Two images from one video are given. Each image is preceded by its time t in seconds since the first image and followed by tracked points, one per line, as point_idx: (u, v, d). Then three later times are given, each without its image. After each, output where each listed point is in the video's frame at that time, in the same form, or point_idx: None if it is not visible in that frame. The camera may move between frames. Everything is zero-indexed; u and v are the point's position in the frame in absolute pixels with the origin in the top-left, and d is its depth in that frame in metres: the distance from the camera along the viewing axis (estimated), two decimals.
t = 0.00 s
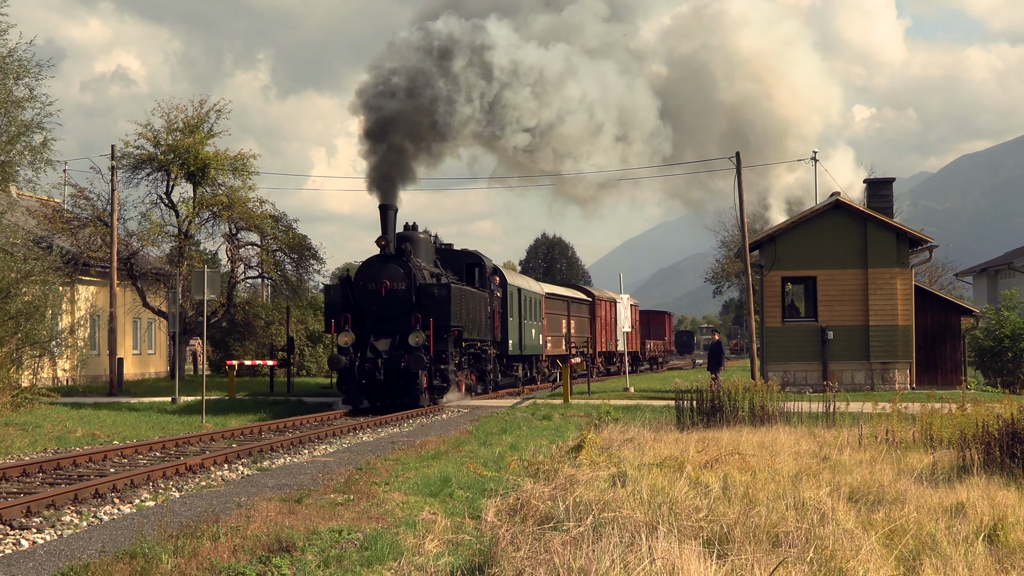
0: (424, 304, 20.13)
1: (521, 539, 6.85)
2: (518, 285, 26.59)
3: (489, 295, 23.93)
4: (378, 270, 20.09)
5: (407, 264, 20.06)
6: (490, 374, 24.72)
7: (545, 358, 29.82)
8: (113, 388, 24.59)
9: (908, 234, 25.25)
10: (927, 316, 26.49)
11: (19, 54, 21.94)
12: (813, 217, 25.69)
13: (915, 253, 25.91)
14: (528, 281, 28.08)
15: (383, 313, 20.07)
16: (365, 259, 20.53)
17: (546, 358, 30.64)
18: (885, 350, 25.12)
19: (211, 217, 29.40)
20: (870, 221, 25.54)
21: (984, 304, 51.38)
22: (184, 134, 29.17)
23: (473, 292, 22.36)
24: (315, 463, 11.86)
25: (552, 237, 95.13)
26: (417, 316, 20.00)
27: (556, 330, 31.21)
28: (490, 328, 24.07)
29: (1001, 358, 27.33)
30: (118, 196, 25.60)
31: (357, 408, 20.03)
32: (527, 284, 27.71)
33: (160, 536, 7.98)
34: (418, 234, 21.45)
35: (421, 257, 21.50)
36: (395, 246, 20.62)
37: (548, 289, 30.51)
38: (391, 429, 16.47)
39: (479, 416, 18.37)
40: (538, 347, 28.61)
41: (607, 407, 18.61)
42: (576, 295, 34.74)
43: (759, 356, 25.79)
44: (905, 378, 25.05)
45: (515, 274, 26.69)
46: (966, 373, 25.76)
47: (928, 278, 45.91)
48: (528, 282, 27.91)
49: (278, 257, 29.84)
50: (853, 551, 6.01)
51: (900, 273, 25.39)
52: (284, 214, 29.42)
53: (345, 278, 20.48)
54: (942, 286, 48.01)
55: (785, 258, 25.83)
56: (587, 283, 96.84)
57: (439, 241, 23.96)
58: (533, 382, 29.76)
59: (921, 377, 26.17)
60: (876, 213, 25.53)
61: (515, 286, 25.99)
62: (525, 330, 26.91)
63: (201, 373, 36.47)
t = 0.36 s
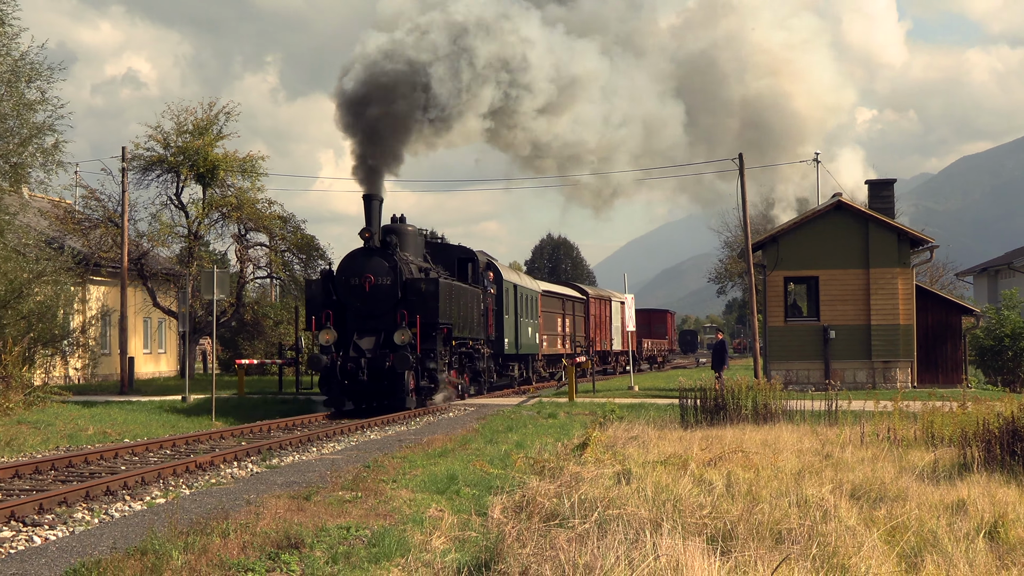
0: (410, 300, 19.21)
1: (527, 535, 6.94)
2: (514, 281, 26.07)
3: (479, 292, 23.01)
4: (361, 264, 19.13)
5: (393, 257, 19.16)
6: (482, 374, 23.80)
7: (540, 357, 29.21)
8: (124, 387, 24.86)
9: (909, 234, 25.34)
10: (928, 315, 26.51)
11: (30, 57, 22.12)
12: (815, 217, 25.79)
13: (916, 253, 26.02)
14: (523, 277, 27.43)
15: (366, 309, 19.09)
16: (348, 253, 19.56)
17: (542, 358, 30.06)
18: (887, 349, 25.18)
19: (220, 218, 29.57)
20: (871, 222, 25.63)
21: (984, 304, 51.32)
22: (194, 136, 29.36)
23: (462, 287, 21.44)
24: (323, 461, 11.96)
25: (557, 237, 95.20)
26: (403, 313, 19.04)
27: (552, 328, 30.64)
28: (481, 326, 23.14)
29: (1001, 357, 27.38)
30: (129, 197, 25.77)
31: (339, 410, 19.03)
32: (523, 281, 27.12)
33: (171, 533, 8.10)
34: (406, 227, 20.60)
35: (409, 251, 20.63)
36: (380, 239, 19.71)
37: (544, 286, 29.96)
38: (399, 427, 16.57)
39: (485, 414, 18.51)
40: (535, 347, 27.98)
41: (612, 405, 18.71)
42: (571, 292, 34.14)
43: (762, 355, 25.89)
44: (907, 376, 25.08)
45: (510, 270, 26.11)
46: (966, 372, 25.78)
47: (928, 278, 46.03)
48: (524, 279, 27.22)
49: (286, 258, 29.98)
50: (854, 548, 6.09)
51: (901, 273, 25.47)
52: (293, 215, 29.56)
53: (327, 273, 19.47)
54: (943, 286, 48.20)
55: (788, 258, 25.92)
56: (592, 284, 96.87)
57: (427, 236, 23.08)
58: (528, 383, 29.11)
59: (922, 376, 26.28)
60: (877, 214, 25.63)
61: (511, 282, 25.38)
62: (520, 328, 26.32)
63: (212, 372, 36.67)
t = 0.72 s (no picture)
0: (401, 296, 17.86)
1: (539, 532, 7.04)
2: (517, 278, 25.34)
3: (478, 287, 21.67)
4: (349, 257, 17.82)
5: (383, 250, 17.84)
6: (482, 374, 22.61)
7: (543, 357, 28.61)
8: (142, 384, 25.08)
9: (918, 235, 25.35)
10: (936, 314, 26.54)
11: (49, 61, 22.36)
12: (825, 218, 25.78)
13: (924, 254, 26.04)
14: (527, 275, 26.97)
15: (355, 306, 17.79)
16: (335, 245, 18.23)
17: (545, 357, 29.52)
18: (896, 348, 25.18)
19: (236, 219, 29.79)
20: (880, 223, 25.63)
21: (992, 304, 51.15)
22: (211, 138, 29.59)
23: (459, 282, 20.07)
24: (338, 459, 12.09)
25: (570, 238, 95.31)
26: (394, 309, 17.74)
27: (555, 327, 30.15)
28: (480, 323, 21.86)
29: (1010, 356, 27.33)
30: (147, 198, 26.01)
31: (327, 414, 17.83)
32: (526, 279, 26.55)
33: (188, 529, 8.24)
34: (399, 218, 19.27)
35: (401, 243, 19.31)
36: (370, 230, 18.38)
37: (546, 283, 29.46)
38: (413, 425, 16.73)
39: (499, 412, 18.62)
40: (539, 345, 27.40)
41: (623, 403, 18.78)
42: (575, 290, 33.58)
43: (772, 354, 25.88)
44: (916, 375, 25.08)
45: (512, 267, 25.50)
46: (974, 369, 25.80)
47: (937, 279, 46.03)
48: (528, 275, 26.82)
49: (302, 258, 30.16)
50: (864, 545, 6.16)
51: (910, 273, 25.49)
52: (309, 216, 29.75)
53: (313, 266, 18.19)
54: (951, 285, 48.21)
55: (798, 258, 25.91)
56: (604, 284, 96.89)
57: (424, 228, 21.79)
58: (532, 384, 28.45)
59: (930, 374, 26.29)
60: (886, 214, 25.63)
61: (513, 279, 24.77)
62: (523, 327, 25.67)
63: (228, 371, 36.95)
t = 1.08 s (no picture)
0: (391, 291, 16.83)
1: (553, 529, 7.14)
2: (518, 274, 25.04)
3: (472, 283, 20.72)
4: (335, 250, 16.81)
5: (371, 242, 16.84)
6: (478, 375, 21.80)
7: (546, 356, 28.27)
8: (161, 382, 25.14)
9: (927, 235, 25.34)
10: (945, 314, 26.51)
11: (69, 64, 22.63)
12: (835, 219, 25.76)
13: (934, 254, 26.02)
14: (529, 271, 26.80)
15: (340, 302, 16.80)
16: (320, 236, 17.21)
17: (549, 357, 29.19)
18: (906, 347, 25.18)
19: (253, 219, 30.03)
20: (890, 223, 25.61)
21: (1002, 303, 50.92)
22: (228, 140, 29.83)
23: (452, 277, 19.09)
24: (354, 457, 12.23)
25: (582, 238, 95.33)
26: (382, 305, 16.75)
27: (559, 326, 29.84)
28: (475, 322, 20.93)
29: (1020, 356, 27.27)
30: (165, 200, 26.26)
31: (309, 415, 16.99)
32: (529, 275, 26.36)
33: (206, 526, 8.38)
34: (388, 209, 18.31)
35: (391, 235, 18.34)
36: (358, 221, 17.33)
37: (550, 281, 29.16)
38: (428, 423, 16.85)
39: (512, 411, 18.74)
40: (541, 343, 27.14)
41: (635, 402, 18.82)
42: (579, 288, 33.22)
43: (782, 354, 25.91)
44: (925, 374, 25.07)
45: (514, 263, 25.09)
46: (984, 369, 25.74)
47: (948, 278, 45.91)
48: (530, 272, 26.63)
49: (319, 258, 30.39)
50: (874, 543, 6.23)
51: (919, 273, 25.49)
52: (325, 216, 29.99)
53: (296, 259, 17.16)
54: (962, 284, 48.04)
55: (808, 258, 25.90)
56: (616, 284, 96.88)
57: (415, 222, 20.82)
58: (535, 384, 28.09)
59: (940, 373, 26.29)
60: (896, 215, 25.60)
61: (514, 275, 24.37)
62: (526, 326, 25.39)
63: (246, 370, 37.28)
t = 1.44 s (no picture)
0: (376, 285, 15.80)
1: (567, 526, 7.24)
2: (518, 270, 24.52)
3: (466, 278, 19.72)
4: (316, 241, 15.80)
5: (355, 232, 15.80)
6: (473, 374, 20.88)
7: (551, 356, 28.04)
8: (180, 381, 25.36)
9: (938, 236, 25.34)
10: (955, 313, 26.53)
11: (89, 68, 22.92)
12: (846, 219, 25.73)
13: (944, 254, 26.03)
14: (533, 267, 26.60)
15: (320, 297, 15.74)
16: (300, 226, 16.18)
17: (554, 357, 28.98)
18: (917, 347, 25.22)
19: (271, 220, 30.27)
20: (900, 224, 25.58)
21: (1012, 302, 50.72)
22: (246, 142, 30.09)
23: (444, 271, 18.03)
24: (371, 454, 12.38)
25: (596, 238, 95.28)
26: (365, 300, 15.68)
27: (564, 325, 29.64)
28: (469, 320, 19.94)
29: None
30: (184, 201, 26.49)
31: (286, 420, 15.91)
32: (532, 272, 26.02)
33: (225, 522, 8.53)
34: (377, 198, 17.27)
35: (379, 226, 17.30)
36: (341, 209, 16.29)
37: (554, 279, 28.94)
38: (444, 421, 17.02)
39: (527, 409, 18.90)
40: (546, 342, 26.86)
41: (647, 401, 18.90)
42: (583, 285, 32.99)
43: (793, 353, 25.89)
44: (935, 373, 25.13)
45: (514, 258, 24.69)
46: (994, 368, 25.76)
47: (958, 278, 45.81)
48: (533, 267, 26.37)
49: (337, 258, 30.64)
50: (884, 540, 6.31)
51: (930, 273, 25.50)
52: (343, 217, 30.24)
53: (274, 251, 16.14)
54: (971, 284, 47.89)
55: (820, 258, 25.86)
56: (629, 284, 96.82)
57: (407, 213, 19.81)
58: (539, 386, 27.63)
59: (950, 373, 26.30)
60: (906, 216, 25.57)
61: (515, 271, 23.98)
62: (531, 325, 25.19)
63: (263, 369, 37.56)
